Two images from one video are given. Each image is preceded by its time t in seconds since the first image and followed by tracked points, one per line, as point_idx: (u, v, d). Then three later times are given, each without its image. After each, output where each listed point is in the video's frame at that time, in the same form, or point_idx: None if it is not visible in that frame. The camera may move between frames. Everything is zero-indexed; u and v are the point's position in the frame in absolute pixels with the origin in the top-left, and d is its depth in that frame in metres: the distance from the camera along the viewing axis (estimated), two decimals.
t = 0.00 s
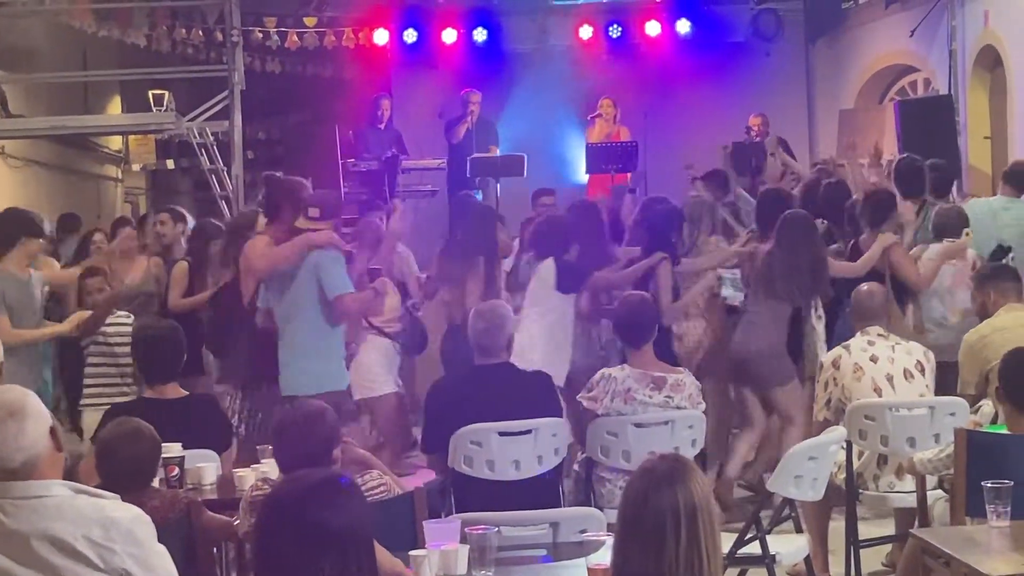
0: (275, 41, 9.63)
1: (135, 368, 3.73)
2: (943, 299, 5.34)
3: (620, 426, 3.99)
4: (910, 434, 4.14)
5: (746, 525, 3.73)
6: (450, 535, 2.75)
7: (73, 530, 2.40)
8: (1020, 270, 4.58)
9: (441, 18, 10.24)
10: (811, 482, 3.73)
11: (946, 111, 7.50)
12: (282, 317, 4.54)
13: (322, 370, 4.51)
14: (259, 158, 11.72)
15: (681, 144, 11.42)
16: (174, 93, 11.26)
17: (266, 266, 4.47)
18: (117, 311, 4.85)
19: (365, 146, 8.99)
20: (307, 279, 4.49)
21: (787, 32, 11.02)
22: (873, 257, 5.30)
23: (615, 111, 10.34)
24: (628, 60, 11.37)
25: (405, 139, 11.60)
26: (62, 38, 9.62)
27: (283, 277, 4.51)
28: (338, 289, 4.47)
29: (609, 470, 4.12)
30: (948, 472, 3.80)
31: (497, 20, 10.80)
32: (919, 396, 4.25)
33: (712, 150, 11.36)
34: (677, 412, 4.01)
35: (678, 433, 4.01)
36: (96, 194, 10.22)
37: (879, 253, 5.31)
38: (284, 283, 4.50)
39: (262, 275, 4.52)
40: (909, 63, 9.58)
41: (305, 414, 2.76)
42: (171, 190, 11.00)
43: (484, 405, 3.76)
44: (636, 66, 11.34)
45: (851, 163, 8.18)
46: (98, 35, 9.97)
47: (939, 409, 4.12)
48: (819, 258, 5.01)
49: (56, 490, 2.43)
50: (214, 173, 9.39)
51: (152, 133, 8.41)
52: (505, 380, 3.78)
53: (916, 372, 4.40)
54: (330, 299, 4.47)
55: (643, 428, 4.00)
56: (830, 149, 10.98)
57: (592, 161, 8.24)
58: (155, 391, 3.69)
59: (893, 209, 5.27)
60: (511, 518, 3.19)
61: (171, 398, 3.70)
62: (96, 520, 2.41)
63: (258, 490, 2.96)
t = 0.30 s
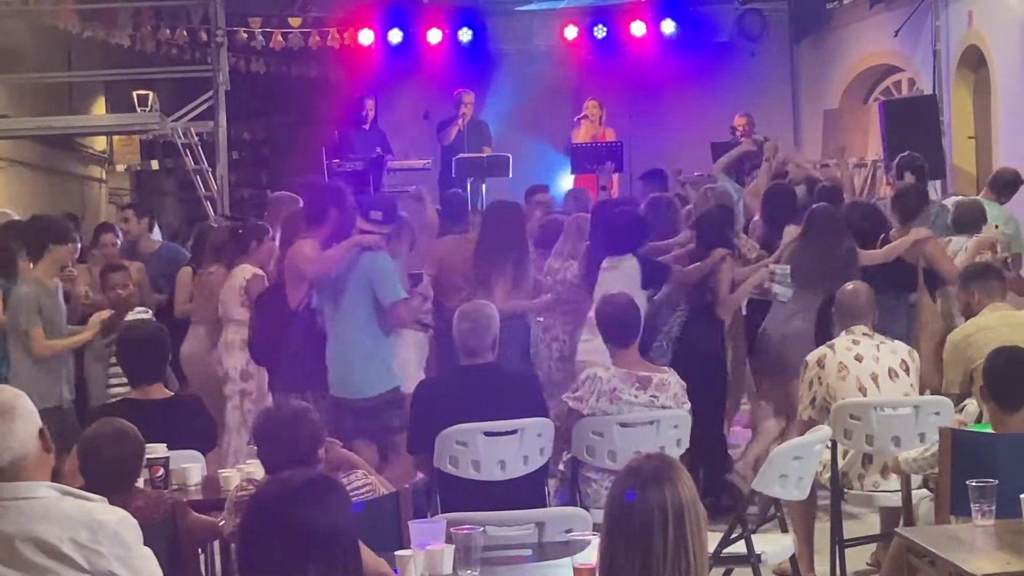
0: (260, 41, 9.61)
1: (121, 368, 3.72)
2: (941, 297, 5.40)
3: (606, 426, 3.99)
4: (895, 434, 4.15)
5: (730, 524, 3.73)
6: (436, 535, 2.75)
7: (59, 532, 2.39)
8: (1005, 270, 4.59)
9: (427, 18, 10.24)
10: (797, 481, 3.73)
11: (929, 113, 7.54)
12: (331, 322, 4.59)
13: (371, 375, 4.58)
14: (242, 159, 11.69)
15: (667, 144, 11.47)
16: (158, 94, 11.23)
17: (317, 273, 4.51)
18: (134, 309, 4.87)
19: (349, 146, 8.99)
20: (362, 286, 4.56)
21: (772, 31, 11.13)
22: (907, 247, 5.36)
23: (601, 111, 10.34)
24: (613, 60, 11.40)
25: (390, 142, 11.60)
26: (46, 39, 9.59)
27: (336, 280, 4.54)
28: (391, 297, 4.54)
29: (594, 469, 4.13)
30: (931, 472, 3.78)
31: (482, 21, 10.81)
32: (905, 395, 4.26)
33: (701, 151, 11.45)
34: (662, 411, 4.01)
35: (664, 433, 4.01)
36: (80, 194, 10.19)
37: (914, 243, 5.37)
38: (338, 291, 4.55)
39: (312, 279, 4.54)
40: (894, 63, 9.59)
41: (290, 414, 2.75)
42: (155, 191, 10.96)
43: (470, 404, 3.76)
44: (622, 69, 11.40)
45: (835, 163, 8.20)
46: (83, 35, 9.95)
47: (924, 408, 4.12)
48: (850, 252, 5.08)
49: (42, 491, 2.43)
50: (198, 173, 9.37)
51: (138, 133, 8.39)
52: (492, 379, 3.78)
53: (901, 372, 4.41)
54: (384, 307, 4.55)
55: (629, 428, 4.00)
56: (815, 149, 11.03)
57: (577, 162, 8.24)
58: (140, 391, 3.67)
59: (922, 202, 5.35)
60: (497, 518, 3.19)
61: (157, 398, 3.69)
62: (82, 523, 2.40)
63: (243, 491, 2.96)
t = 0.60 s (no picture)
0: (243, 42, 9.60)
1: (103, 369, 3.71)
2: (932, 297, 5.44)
3: (590, 425, 3.99)
4: (879, 433, 4.15)
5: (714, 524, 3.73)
6: (419, 536, 2.75)
7: (47, 535, 2.38)
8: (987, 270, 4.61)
9: (411, 18, 10.23)
10: (780, 479, 3.74)
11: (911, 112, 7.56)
12: (390, 313, 4.76)
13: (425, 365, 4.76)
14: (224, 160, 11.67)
15: (651, 144, 11.49)
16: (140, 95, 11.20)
17: (388, 269, 4.69)
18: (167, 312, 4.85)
19: (333, 146, 8.98)
20: (431, 279, 4.73)
21: (754, 30, 11.16)
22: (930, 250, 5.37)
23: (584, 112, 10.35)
24: (597, 61, 11.42)
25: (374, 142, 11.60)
26: (28, 38, 9.56)
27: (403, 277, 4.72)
28: (463, 290, 4.72)
29: (578, 469, 4.12)
30: (916, 471, 3.74)
31: (467, 22, 10.79)
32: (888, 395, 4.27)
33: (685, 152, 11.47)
34: (645, 411, 4.01)
35: (648, 433, 4.01)
36: (63, 195, 10.16)
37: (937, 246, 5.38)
38: (406, 284, 4.72)
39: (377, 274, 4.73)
40: (876, 63, 9.62)
41: (276, 415, 2.75)
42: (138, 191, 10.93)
43: (454, 404, 3.76)
44: (606, 69, 11.41)
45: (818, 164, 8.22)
46: (65, 36, 9.92)
47: (908, 408, 4.13)
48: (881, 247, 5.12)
49: (29, 494, 2.42)
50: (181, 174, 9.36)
51: (121, 134, 8.37)
52: (475, 379, 3.78)
53: (884, 372, 4.42)
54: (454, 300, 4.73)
55: (613, 428, 4.00)
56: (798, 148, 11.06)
57: (561, 162, 8.25)
58: (123, 392, 3.66)
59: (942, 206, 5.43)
60: (480, 518, 3.19)
61: (139, 399, 3.68)
62: (69, 525, 2.40)
63: (227, 491, 2.95)
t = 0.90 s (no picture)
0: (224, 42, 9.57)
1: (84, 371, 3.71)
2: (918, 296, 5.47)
3: (572, 426, 3.99)
4: (860, 433, 4.16)
5: (696, 523, 3.73)
6: (401, 536, 2.75)
7: (29, 539, 2.38)
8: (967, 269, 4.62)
9: (393, 19, 10.21)
10: (762, 479, 3.74)
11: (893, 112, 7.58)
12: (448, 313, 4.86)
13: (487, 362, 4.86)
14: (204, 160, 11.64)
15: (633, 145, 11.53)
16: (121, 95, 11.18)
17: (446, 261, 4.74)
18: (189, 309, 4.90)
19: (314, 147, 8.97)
20: (483, 272, 4.84)
21: (736, 30, 11.21)
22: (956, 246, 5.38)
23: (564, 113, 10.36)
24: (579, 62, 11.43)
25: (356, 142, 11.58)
26: (9, 38, 9.53)
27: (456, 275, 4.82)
28: (517, 285, 4.85)
29: (560, 470, 4.12)
30: (897, 470, 3.75)
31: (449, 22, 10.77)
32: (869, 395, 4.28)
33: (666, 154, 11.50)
34: (627, 411, 4.01)
35: (630, 433, 4.01)
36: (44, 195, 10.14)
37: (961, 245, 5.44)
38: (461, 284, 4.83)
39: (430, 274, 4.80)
40: (857, 63, 9.63)
41: (257, 417, 2.75)
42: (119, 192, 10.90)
43: (437, 404, 3.76)
44: (588, 70, 11.39)
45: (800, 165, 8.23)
46: (47, 35, 9.89)
47: (888, 407, 4.14)
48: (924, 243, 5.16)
49: (12, 498, 2.42)
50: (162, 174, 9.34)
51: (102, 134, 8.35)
52: (457, 379, 3.78)
53: (865, 371, 4.43)
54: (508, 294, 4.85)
55: (595, 428, 4.00)
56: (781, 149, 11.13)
57: (542, 162, 8.25)
58: (104, 394, 3.66)
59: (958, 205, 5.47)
60: (461, 520, 3.18)
61: (120, 401, 3.67)
62: (51, 529, 2.40)
63: (207, 492, 2.95)
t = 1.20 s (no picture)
0: (205, 41, 9.55)
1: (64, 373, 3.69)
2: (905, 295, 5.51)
3: (553, 426, 3.98)
4: (841, 432, 4.17)
5: (678, 522, 3.73)
6: (382, 535, 2.74)
7: (8, 541, 2.37)
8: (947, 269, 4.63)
9: (374, 18, 10.19)
10: (743, 478, 3.74)
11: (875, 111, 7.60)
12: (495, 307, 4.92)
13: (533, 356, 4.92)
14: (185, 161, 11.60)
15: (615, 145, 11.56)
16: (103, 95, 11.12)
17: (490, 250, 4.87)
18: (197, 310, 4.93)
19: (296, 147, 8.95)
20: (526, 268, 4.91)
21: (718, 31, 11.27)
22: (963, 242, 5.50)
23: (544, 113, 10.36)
24: (561, 63, 11.46)
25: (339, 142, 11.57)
26: None
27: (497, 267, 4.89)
28: (561, 278, 4.92)
29: (542, 470, 4.12)
30: (877, 469, 3.75)
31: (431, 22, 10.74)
32: (850, 395, 4.28)
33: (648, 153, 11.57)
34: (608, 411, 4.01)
35: (611, 433, 4.01)
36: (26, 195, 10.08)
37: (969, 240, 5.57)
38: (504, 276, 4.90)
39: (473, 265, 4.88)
40: (839, 63, 9.64)
41: (239, 418, 2.75)
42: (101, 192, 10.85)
43: (419, 404, 3.75)
44: (570, 71, 11.45)
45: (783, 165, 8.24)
46: (28, 35, 9.84)
47: (869, 407, 4.14)
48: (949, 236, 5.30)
49: None
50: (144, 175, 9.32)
51: (83, 134, 8.31)
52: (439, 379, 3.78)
53: (845, 371, 4.43)
54: (549, 287, 4.90)
55: (577, 427, 4.00)
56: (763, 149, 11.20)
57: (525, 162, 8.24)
58: (84, 395, 3.65)
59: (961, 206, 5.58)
60: (442, 520, 3.18)
61: (100, 402, 3.66)
62: (31, 531, 2.39)
63: (188, 494, 2.95)
